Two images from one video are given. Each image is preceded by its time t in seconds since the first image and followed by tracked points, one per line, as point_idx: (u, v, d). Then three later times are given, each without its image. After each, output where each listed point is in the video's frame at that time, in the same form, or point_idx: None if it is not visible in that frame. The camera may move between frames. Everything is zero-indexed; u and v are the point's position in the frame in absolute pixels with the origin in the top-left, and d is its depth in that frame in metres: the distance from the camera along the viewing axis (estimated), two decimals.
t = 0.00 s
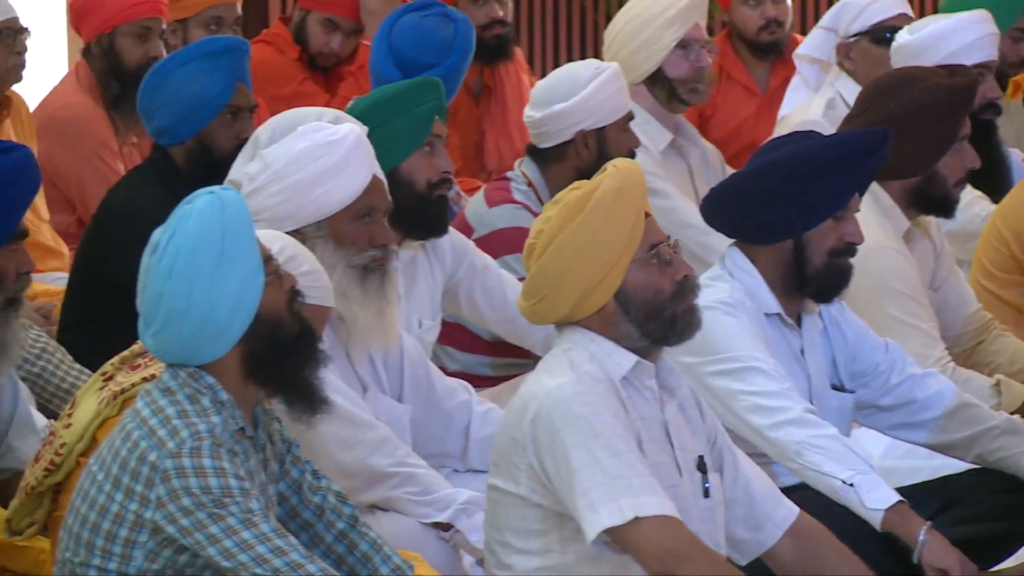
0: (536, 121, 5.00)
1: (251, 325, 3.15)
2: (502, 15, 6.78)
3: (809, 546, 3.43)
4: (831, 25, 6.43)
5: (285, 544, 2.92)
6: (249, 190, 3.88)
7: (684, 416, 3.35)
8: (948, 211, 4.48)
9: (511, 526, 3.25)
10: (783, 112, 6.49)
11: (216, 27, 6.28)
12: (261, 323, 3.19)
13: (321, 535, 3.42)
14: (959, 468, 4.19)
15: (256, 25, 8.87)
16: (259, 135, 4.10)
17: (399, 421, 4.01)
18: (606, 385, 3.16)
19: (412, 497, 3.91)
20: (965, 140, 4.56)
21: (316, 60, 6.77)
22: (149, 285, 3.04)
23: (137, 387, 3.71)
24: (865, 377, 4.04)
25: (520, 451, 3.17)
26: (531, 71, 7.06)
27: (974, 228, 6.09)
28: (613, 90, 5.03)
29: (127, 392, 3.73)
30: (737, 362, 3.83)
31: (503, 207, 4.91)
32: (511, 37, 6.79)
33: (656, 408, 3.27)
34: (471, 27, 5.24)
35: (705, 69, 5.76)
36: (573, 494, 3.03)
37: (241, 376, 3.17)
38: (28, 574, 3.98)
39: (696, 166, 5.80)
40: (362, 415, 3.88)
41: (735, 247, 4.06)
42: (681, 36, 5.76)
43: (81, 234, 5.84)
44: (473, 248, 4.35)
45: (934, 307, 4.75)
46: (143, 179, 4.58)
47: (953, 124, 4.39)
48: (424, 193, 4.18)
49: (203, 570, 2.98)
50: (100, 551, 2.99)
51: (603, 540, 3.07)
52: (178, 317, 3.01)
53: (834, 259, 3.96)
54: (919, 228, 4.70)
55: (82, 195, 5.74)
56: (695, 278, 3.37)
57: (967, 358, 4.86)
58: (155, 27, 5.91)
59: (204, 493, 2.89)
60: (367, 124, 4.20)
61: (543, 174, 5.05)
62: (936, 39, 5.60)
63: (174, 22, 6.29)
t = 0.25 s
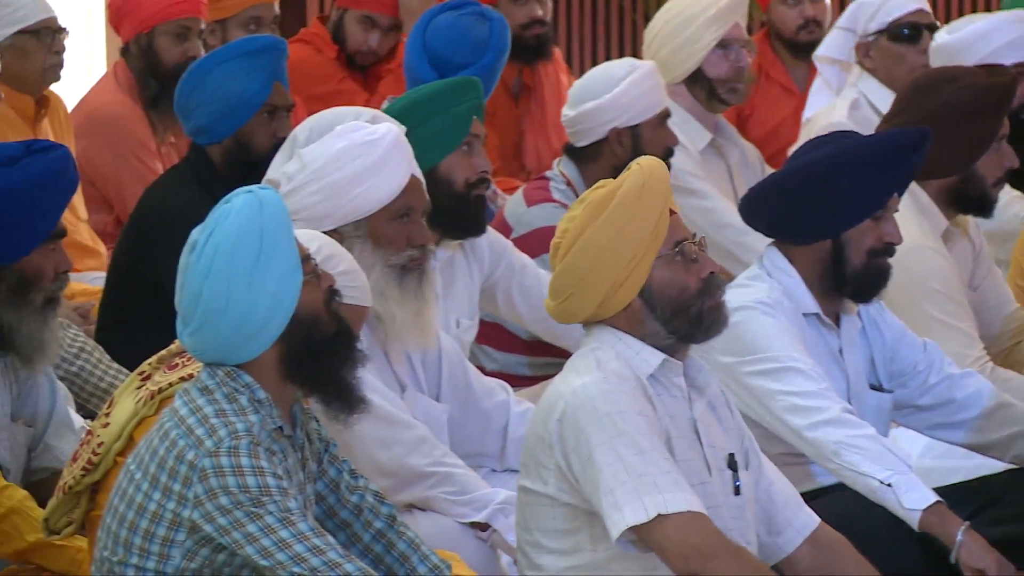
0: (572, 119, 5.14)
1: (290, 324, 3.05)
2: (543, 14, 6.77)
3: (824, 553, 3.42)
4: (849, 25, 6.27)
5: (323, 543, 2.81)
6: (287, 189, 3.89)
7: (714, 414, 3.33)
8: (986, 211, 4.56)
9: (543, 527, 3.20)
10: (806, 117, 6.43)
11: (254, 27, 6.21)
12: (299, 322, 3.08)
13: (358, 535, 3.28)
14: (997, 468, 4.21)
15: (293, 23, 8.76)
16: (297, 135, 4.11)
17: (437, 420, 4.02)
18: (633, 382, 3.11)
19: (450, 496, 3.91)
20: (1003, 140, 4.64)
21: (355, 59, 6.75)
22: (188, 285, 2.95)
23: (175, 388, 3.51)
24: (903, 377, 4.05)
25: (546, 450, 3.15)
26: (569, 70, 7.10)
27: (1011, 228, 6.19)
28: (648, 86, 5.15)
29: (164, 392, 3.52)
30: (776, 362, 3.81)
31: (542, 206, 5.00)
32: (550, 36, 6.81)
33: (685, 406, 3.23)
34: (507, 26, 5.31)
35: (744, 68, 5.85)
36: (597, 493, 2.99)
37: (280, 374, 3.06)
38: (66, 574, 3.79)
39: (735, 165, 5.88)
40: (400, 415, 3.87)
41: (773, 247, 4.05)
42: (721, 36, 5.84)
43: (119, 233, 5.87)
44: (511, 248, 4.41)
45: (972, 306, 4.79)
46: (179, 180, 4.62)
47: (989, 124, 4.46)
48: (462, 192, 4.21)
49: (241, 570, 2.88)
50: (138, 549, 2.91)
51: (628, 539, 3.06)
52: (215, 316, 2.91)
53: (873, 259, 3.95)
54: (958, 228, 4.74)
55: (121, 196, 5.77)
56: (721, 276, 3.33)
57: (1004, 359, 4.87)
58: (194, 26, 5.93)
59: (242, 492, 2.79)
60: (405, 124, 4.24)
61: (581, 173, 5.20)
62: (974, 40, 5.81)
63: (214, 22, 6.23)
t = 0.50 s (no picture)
0: (590, 120, 5.17)
1: (317, 324, 3.02)
2: (568, 14, 6.82)
3: (826, 557, 3.41)
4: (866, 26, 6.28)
5: (349, 542, 2.78)
6: (314, 188, 3.90)
7: (732, 409, 3.30)
8: (1013, 212, 4.62)
9: (562, 525, 3.20)
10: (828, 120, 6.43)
11: (281, 28, 6.29)
12: (323, 323, 3.03)
13: (384, 534, 3.22)
14: None
15: (319, 23, 8.60)
16: (323, 134, 4.13)
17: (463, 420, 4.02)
18: (645, 376, 3.11)
19: (476, 496, 3.91)
20: None
21: (381, 58, 6.76)
22: (214, 285, 2.91)
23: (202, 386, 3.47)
24: (930, 377, 4.06)
25: (562, 449, 3.15)
26: (594, 68, 7.12)
27: None
28: (666, 84, 5.12)
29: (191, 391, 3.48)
30: (802, 362, 3.81)
31: (566, 206, 5.01)
32: (576, 36, 6.85)
33: (701, 401, 3.20)
34: (532, 25, 5.33)
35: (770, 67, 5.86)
36: (610, 494, 3.00)
37: (305, 375, 3.02)
38: (91, 574, 3.76)
39: (761, 164, 5.93)
40: (426, 415, 3.86)
41: (799, 247, 4.05)
42: (747, 35, 5.86)
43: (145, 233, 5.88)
44: (537, 247, 4.44)
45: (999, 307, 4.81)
46: (205, 181, 4.62)
47: (1016, 124, 4.53)
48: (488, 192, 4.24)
49: (267, 569, 2.85)
50: (165, 549, 2.86)
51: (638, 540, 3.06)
52: (242, 317, 2.88)
53: (898, 260, 3.95)
54: (985, 228, 4.77)
55: (148, 196, 5.79)
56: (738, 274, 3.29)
57: None
58: (219, 25, 5.94)
59: (269, 491, 2.76)
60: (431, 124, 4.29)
61: (605, 173, 5.20)
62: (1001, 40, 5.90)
63: (240, 22, 6.30)
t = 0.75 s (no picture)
0: (617, 122, 5.19)
1: (344, 326, 2.96)
2: (596, 13, 6.90)
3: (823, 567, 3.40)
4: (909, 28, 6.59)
5: (378, 543, 2.76)
6: (342, 188, 3.90)
7: (752, 409, 3.31)
8: None
9: (585, 525, 3.19)
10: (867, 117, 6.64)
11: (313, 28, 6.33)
12: (350, 325, 2.98)
13: (415, 533, 3.18)
14: None
15: (349, 24, 8.52)
16: (354, 133, 4.14)
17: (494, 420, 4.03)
18: (665, 376, 3.10)
19: (506, 496, 3.90)
20: None
21: (416, 55, 6.68)
22: (241, 286, 2.87)
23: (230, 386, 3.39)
24: (960, 377, 4.08)
25: (579, 450, 3.15)
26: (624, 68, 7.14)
27: None
28: (693, 84, 5.16)
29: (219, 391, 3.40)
30: (833, 361, 3.80)
31: (596, 206, 5.03)
32: (605, 35, 6.90)
33: (721, 400, 3.20)
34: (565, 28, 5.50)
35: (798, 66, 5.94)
36: (632, 497, 3.00)
37: (333, 376, 2.96)
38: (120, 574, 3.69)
39: (789, 164, 6.01)
40: (457, 415, 3.86)
41: (829, 247, 4.03)
42: (775, 34, 5.93)
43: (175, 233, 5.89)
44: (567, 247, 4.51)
45: None
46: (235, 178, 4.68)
47: None
48: (518, 192, 4.29)
49: (296, 570, 2.83)
50: (194, 549, 2.82)
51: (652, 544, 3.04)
52: (268, 320, 2.83)
53: (929, 261, 3.93)
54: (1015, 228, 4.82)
55: (177, 195, 5.79)
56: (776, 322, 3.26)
57: None
58: (249, 25, 6.02)
59: (297, 493, 2.73)
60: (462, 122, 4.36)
61: (633, 173, 5.21)
62: None
63: (270, 23, 6.31)
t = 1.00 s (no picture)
0: (646, 120, 5.23)
1: (372, 328, 2.94)
2: (625, 13, 6.94)
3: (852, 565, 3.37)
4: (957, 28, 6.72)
5: (404, 544, 2.74)
6: (370, 188, 3.90)
7: (783, 408, 3.29)
8: None
9: (613, 523, 3.17)
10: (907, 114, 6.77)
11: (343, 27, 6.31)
12: (377, 327, 2.96)
13: (442, 533, 3.15)
14: None
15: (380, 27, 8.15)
16: (381, 133, 4.15)
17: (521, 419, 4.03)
18: (691, 373, 3.10)
19: (534, 495, 3.89)
20: None
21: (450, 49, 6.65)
22: (265, 288, 2.87)
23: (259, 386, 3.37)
24: (989, 377, 4.12)
25: (607, 446, 3.13)
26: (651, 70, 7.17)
27: None
28: (720, 84, 5.19)
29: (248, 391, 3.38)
30: (861, 360, 3.78)
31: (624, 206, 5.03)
32: (633, 35, 6.93)
33: (750, 398, 3.19)
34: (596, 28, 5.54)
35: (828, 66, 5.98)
36: (659, 492, 2.97)
37: (360, 377, 2.95)
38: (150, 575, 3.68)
39: (818, 164, 6.11)
40: (486, 414, 3.87)
41: (857, 246, 4.03)
42: (804, 35, 5.98)
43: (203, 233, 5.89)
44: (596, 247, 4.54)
45: None
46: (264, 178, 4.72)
47: None
48: (546, 192, 4.31)
49: (322, 570, 2.81)
50: (221, 550, 2.81)
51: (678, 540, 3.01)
52: (293, 323, 2.83)
53: (958, 260, 3.94)
54: None
55: (205, 195, 5.81)
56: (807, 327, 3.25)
57: None
58: (277, 25, 6.02)
59: (322, 494, 2.71)
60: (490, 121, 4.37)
61: (661, 172, 5.23)
62: None
63: (300, 23, 6.30)
